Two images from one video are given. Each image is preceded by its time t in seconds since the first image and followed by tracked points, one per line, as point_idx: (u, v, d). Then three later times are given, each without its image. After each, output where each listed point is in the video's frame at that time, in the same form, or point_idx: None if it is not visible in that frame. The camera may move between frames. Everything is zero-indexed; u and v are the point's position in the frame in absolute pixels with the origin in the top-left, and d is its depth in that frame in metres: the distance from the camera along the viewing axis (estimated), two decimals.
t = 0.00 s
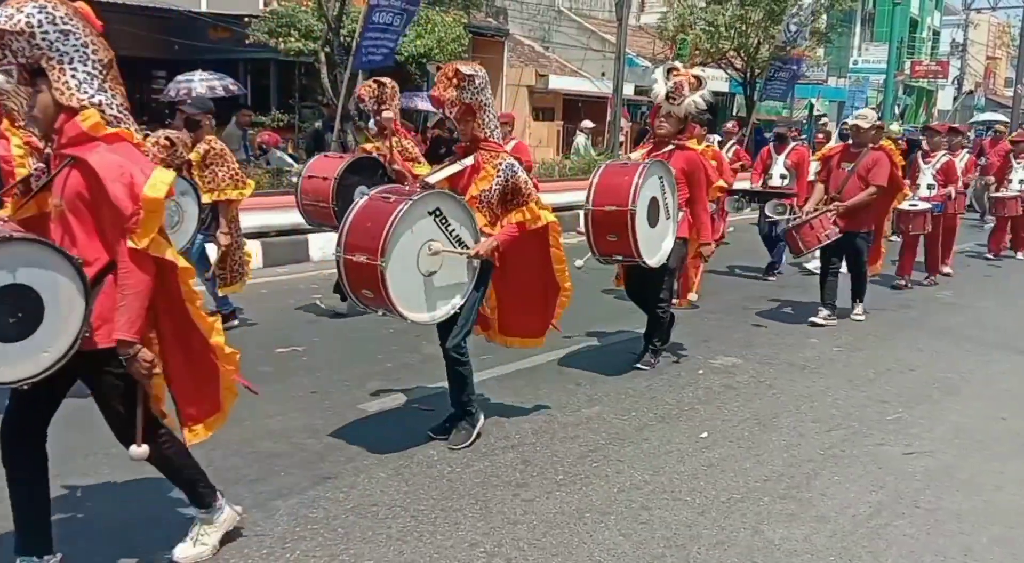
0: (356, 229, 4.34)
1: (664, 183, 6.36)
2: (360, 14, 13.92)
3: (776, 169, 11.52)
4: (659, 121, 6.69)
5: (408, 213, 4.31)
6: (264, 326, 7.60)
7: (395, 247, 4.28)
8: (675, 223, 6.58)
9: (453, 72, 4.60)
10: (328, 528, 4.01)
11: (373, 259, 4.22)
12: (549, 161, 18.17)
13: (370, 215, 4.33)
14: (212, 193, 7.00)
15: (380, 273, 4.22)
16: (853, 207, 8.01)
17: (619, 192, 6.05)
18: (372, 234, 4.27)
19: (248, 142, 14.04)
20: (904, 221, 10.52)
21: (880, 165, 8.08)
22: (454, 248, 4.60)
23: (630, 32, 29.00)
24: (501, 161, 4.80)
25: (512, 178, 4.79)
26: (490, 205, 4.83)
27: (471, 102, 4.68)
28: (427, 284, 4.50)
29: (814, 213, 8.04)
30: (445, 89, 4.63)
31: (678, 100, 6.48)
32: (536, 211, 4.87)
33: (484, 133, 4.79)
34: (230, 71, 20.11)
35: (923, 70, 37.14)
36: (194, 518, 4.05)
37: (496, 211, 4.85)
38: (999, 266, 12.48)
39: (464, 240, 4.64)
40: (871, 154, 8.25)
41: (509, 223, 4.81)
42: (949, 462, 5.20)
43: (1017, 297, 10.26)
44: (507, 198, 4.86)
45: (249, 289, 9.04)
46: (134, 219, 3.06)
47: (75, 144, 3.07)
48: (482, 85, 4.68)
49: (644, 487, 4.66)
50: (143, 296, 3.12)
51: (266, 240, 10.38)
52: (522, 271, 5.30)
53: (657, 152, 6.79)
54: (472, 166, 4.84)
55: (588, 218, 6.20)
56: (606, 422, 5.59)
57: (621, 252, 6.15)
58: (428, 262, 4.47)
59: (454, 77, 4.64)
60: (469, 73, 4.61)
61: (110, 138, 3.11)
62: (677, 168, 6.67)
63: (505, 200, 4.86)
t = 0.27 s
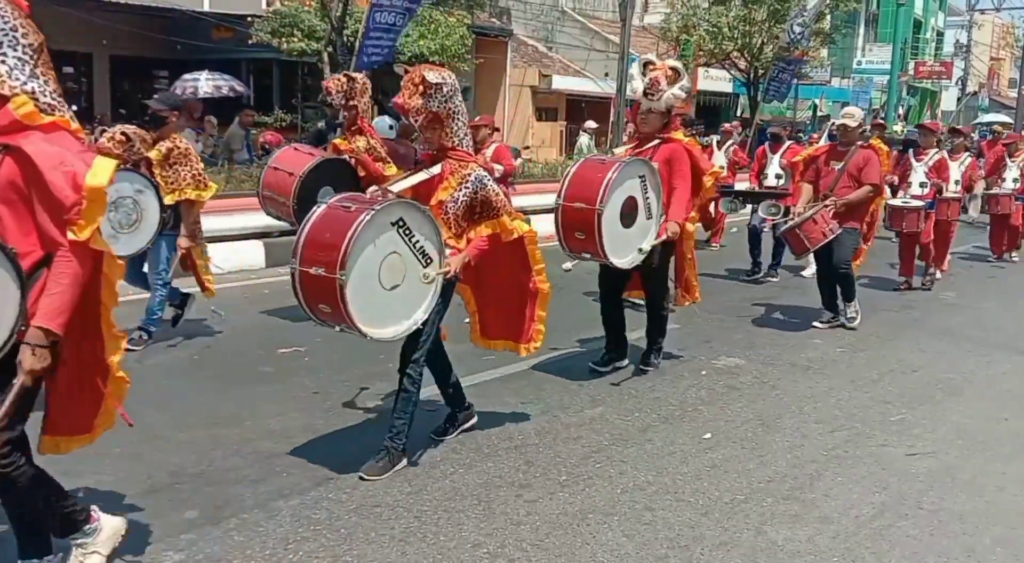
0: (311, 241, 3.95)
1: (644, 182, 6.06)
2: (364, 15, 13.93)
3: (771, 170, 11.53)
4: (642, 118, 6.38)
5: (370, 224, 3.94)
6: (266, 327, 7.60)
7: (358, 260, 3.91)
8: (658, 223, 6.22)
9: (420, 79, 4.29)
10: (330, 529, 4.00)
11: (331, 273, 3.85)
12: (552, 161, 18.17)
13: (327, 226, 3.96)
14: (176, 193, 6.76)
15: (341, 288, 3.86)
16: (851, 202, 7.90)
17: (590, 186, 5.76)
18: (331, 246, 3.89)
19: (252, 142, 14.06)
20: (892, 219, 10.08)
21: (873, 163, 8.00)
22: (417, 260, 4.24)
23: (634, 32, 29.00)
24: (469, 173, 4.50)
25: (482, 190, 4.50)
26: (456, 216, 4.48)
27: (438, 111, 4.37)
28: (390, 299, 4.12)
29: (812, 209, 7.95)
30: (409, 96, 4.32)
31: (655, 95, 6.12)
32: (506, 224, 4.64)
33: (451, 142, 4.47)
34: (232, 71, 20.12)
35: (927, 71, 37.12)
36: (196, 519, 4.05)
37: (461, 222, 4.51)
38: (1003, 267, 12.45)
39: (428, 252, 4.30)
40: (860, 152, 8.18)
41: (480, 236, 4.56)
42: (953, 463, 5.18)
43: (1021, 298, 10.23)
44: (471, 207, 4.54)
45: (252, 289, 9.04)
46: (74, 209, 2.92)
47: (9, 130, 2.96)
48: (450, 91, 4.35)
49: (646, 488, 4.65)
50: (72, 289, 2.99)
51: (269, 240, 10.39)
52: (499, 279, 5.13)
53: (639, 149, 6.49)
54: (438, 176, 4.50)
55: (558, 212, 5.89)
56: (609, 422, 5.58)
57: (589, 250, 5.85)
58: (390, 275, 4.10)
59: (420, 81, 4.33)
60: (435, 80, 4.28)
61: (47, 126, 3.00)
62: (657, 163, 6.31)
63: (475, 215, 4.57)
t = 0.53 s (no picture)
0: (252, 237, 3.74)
1: (613, 188, 5.83)
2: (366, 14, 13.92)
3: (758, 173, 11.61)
4: (613, 122, 6.12)
5: (314, 217, 3.72)
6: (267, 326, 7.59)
7: (296, 257, 3.69)
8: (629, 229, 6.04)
9: (375, 68, 4.16)
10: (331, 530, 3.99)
11: (269, 269, 3.63)
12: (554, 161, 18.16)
13: (269, 219, 3.74)
14: (141, 187, 6.53)
15: (278, 285, 3.63)
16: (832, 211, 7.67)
17: (557, 192, 5.55)
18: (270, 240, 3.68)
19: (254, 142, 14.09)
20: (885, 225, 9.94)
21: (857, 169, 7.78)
22: (371, 259, 4.01)
23: (636, 32, 28.99)
24: (432, 165, 4.37)
25: (445, 185, 4.33)
26: (418, 214, 4.39)
27: (398, 101, 4.23)
28: (337, 299, 3.89)
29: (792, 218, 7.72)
30: (367, 87, 4.18)
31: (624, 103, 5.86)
32: (473, 221, 4.51)
33: (416, 133, 4.36)
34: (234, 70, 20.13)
35: (929, 72, 37.09)
36: (197, 519, 4.04)
37: (421, 217, 4.40)
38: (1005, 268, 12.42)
39: (384, 250, 4.06)
40: (848, 155, 7.97)
41: (449, 234, 4.46)
42: (955, 464, 5.17)
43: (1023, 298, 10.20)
44: (438, 206, 4.42)
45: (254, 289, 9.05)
46: (21, 225, 2.83)
47: None
48: (407, 82, 4.21)
49: (648, 489, 4.64)
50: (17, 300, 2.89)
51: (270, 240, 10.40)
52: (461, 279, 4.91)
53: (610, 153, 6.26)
54: (399, 169, 4.35)
55: (525, 221, 5.68)
56: (611, 423, 5.57)
57: (557, 258, 5.63)
58: (337, 272, 3.86)
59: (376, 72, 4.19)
60: (392, 70, 4.15)
61: None
62: (630, 169, 6.12)
63: (440, 210, 4.44)
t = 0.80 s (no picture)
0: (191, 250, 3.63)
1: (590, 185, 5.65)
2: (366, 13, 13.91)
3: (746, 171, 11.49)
4: (587, 121, 5.98)
5: (250, 229, 3.60)
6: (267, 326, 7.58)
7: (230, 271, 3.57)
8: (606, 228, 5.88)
9: (316, 72, 4.04)
10: (331, 530, 3.98)
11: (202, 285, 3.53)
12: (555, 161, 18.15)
13: (206, 231, 3.62)
14: (93, 188, 6.19)
15: (210, 302, 3.53)
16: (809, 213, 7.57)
17: (538, 190, 5.29)
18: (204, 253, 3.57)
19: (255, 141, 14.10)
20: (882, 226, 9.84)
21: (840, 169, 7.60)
22: (319, 272, 3.87)
23: (637, 32, 28.97)
24: (388, 167, 4.17)
25: (401, 185, 4.15)
26: (377, 216, 4.16)
27: (345, 103, 4.09)
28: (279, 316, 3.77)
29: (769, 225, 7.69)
30: (310, 91, 4.06)
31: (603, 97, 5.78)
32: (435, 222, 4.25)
33: (367, 138, 4.18)
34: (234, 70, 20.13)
35: (931, 72, 37.05)
36: (197, 520, 4.03)
37: (381, 223, 4.19)
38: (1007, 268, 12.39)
39: (334, 263, 3.91)
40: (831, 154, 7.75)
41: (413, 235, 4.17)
42: (957, 464, 5.15)
43: None
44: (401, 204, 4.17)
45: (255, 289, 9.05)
46: None
47: None
48: (351, 82, 4.08)
49: (649, 489, 4.63)
50: None
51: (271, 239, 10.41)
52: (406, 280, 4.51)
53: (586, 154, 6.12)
54: (353, 174, 4.19)
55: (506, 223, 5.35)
56: (612, 423, 5.55)
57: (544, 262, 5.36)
58: (277, 287, 3.74)
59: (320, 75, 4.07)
60: (334, 72, 4.04)
61: None
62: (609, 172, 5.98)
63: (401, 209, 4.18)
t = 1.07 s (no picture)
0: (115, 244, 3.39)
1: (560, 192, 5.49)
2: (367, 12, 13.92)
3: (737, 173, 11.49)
4: (561, 121, 5.66)
5: (176, 223, 3.36)
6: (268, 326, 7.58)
7: (154, 270, 3.34)
8: (580, 233, 5.69)
9: (250, 61, 3.65)
10: (331, 530, 3.98)
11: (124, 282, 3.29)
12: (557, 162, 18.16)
13: (130, 225, 3.38)
14: (59, 186, 6.03)
15: (131, 302, 3.29)
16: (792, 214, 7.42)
17: (503, 203, 5.18)
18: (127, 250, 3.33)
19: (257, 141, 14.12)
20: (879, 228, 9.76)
21: (823, 170, 7.44)
22: (255, 270, 3.61)
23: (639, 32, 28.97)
24: (332, 159, 3.87)
25: (347, 176, 3.87)
26: (323, 215, 3.88)
27: (282, 95, 3.72)
28: (210, 316, 3.53)
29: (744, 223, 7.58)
30: (244, 82, 3.67)
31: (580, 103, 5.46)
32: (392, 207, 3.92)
33: (307, 131, 3.85)
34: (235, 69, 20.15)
35: (933, 73, 37.04)
36: (195, 521, 4.02)
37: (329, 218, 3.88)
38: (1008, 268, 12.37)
39: (271, 260, 3.65)
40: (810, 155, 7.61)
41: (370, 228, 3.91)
42: (957, 464, 5.14)
43: None
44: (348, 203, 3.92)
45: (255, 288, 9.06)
46: None
47: None
48: (288, 70, 3.70)
49: (649, 489, 4.63)
50: None
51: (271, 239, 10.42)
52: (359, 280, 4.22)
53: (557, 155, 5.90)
54: (295, 169, 3.87)
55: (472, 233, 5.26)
56: (613, 424, 5.55)
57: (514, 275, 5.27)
58: (207, 286, 3.50)
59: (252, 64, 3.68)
60: (269, 60, 3.65)
61: None
62: (585, 174, 5.79)
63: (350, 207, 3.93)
